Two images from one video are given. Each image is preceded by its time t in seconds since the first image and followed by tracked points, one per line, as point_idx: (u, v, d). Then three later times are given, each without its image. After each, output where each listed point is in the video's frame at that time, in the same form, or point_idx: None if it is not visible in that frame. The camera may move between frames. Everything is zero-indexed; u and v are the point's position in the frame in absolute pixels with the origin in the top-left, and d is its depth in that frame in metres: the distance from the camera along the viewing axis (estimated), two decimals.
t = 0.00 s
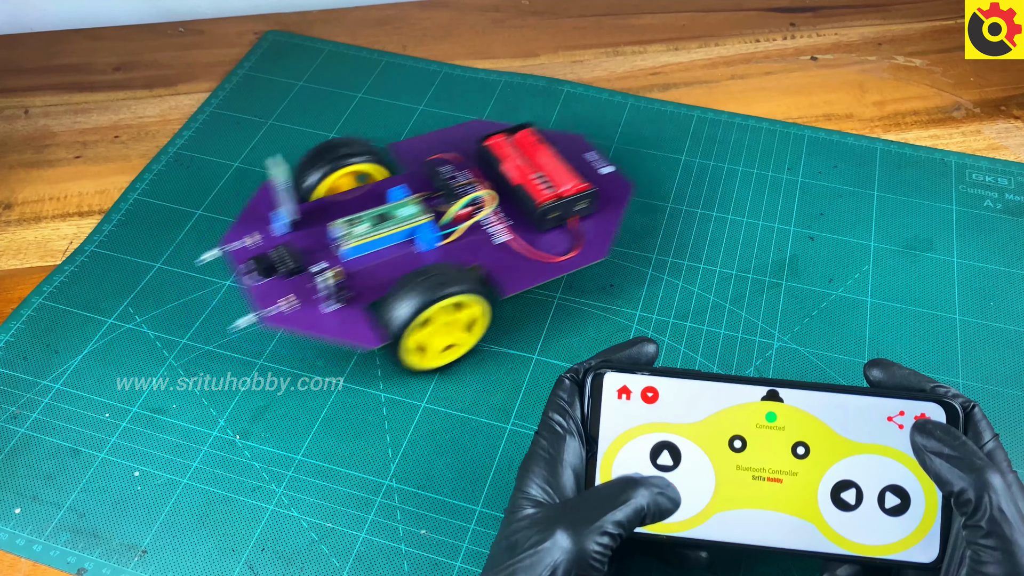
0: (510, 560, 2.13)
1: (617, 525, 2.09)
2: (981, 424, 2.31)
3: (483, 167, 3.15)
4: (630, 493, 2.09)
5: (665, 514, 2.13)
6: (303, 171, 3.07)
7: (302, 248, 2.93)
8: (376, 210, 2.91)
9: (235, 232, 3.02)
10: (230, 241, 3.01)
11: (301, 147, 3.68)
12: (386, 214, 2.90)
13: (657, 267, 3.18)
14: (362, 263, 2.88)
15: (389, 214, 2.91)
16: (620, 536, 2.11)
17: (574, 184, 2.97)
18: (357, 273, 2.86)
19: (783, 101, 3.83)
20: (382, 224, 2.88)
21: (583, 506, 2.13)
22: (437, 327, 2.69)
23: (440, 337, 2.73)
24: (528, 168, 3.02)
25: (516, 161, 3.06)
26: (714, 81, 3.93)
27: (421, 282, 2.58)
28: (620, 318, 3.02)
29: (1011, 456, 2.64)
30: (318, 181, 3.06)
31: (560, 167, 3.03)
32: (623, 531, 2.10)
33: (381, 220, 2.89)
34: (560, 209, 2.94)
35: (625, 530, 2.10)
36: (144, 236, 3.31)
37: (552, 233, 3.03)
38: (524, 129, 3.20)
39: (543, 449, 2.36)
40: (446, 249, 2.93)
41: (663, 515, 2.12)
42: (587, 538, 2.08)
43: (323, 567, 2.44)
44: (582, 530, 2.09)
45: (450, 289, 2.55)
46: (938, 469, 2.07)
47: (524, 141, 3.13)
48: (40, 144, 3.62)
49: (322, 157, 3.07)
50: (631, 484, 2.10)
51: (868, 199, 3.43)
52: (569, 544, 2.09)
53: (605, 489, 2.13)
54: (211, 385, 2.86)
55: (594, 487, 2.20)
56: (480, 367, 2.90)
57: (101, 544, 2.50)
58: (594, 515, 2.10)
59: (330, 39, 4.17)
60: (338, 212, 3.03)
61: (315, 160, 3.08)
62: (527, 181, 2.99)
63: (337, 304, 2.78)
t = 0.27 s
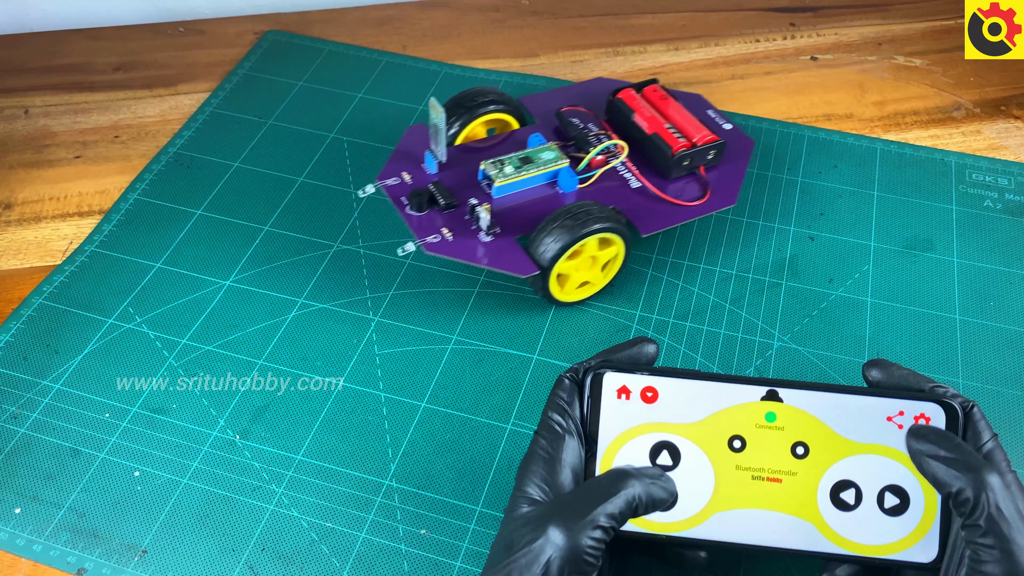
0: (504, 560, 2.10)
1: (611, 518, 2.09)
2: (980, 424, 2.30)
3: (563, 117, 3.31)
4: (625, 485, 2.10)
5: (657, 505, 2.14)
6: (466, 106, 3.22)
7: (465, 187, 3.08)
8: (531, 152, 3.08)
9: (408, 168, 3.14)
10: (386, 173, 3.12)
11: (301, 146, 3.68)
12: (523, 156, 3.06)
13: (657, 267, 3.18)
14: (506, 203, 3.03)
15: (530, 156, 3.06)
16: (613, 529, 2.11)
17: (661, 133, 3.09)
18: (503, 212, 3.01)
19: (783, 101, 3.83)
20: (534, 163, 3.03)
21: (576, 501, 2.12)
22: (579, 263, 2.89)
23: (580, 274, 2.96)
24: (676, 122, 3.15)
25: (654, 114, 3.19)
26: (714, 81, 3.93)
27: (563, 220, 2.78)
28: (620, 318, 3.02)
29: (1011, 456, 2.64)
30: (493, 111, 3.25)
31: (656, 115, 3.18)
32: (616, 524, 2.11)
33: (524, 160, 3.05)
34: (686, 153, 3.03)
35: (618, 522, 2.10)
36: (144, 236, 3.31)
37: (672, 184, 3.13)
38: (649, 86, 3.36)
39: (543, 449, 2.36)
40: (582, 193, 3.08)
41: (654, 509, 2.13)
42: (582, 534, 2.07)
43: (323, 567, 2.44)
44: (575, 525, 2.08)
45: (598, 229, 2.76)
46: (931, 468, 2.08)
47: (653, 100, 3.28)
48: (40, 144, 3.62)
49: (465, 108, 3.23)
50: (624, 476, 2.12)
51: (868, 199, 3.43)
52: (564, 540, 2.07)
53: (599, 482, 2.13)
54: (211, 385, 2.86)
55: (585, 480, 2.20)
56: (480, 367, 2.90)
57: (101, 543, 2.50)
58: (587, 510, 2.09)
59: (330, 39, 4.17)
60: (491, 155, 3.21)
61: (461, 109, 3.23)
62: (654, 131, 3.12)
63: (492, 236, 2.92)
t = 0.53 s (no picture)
0: (502, 560, 2.11)
1: (607, 516, 2.09)
2: (977, 424, 2.30)
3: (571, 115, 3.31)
4: (620, 483, 2.11)
5: (654, 504, 2.14)
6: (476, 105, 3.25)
7: (476, 182, 3.09)
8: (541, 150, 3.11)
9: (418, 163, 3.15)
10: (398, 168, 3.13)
11: (301, 146, 3.68)
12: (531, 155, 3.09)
13: (657, 267, 3.18)
14: (514, 199, 3.04)
15: (539, 154, 3.09)
16: (611, 527, 2.11)
17: (670, 129, 3.11)
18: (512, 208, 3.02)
19: (783, 101, 3.83)
20: (541, 161, 3.06)
21: (572, 500, 2.12)
22: (589, 258, 2.92)
23: (592, 270, 2.99)
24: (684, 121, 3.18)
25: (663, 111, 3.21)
26: (714, 81, 3.93)
27: (565, 218, 2.82)
28: (620, 318, 3.02)
29: (1011, 456, 2.64)
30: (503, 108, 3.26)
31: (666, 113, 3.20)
32: (613, 522, 2.11)
33: (534, 157, 3.07)
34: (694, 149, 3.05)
35: (615, 520, 2.11)
36: (144, 236, 3.31)
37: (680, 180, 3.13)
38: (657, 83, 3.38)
39: (542, 449, 2.36)
40: (591, 189, 3.09)
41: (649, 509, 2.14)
42: (578, 532, 2.07)
43: (323, 567, 2.44)
44: (572, 524, 2.08)
45: (602, 225, 2.76)
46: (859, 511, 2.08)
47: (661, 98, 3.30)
48: (40, 144, 3.62)
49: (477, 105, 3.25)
50: (619, 475, 2.13)
51: (867, 199, 3.43)
52: (560, 539, 2.07)
53: (595, 481, 2.15)
54: (211, 385, 2.86)
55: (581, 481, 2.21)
56: (480, 367, 2.90)
57: (101, 544, 2.50)
58: (583, 508, 2.10)
59: (330, 39, 4.17)
60: (502, 151, 3.21)
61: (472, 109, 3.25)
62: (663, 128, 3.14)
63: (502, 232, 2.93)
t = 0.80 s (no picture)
0: (502, 560, 2.11)
1: (606, 517, 2.09)
2: (979, 424, 2.30)
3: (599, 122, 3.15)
4: (619, 484, 2.11)
5: (654, 505, 2.14)
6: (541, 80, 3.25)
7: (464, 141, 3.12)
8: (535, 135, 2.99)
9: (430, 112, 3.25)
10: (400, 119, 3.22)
11: (301, 146, 3.68)
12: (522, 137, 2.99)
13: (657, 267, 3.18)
14: (485, 171, 3.02)
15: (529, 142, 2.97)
16: (610, 528, 2.12)
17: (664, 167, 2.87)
18: (480, 178, 3.00)
19: (784, 101, 3.83)
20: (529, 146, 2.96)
21: (572, 501, 2.13)
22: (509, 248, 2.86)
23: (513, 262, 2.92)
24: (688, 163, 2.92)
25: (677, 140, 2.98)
26: (714, 81, 3.93)
27: (495, 202, 2.73)
28: (620, 318, 3.02)
29: (1010, 456, 2.64)
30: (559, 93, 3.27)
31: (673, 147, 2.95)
32: (612, 522, 2.11)
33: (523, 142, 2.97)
34: (674, 196, 2.83)
35: (614, 521, 2.11)
36: (144, 236, 3.31)
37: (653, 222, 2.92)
38: (702, 120, 3.09)
39: (542, 449, 2.36)
40: (560, 194, 2.96)
41: (649, 509, 2.14)
42: (578, 533, 2.07)
43: (323, 567, 2.44)
44: (571, 525, 2.08)
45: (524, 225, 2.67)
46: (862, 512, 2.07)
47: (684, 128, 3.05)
48: (40, 144, 3.62)
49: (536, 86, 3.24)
50: (619, 475, 2.13)
51: (868, 199, 3.43)
52: (560, 540, 2.08)
53: (594, 481, 2.15)
54: (211, 385, 2.86)
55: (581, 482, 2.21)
56: (480, 367, 2.90)
57: (101, 544, 2.50)
58: (582, 509, 2.10)
59: (330, 39, 4.17)
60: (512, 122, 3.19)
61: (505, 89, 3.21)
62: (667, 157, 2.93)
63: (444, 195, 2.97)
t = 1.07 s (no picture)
0: (501, 560, 2.13)
1: (606, 516, 2.09)
2: (978, 424, 2.30)
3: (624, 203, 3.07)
4: (618, 483, 2.09)
5: (654, 501, 2.13)
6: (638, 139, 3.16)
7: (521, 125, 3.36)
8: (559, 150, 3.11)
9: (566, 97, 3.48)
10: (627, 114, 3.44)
11: (301, 146, 3.68)
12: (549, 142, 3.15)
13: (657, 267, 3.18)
14: (513, 147, 3.25)
15: (547, 152, 3.10)
16: (609, 527, 2.11)
17: (569, 254, 2.90)
18: (504, 145, 3.26)
19: (783, 101, 3.83)
20: (548, 152, 3.10)
21: (571, 501, 2.13)
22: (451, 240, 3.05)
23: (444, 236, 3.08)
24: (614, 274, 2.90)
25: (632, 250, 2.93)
26: (714, 81, 3.93)
27: (458, 173, 2.96)
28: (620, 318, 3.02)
29: (1010, 456, 2.64)
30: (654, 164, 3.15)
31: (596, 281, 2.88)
32: (611, 521, 2.11)
33: (546, 147, 3.11)
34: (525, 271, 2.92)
35: (614, 519, 2.10)
36: (144, 236, 3.31)
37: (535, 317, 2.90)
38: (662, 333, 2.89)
39: (542, 449, 2.36)
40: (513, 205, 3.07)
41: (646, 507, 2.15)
42: (576, 533, 2.08)
43: (323, 567, 2.44)
44: (570, 525, 2.09)
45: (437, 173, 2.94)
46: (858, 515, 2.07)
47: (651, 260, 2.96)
48: (40, 144, 3.62)
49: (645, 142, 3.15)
50: (618, 474, 2.12)
51: (868, 199, 3.43)
52: (559, 539, 2.09)
53: (594, 480, 2.13)
54: (211, 385, 2.86)
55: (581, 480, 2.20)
56: (479, 367, 2.90)
57: (101, 543, 2.50)
58: (581, 508, 2.10)
59: (329, 39, 4.17)
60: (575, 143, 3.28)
61: (651, 141, 3.16)
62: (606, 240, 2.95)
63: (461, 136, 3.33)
